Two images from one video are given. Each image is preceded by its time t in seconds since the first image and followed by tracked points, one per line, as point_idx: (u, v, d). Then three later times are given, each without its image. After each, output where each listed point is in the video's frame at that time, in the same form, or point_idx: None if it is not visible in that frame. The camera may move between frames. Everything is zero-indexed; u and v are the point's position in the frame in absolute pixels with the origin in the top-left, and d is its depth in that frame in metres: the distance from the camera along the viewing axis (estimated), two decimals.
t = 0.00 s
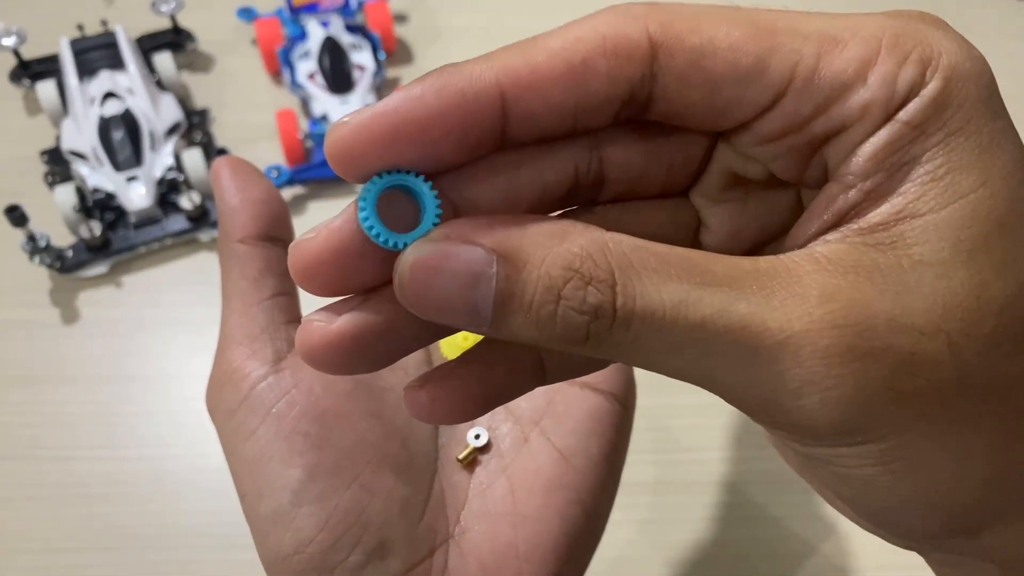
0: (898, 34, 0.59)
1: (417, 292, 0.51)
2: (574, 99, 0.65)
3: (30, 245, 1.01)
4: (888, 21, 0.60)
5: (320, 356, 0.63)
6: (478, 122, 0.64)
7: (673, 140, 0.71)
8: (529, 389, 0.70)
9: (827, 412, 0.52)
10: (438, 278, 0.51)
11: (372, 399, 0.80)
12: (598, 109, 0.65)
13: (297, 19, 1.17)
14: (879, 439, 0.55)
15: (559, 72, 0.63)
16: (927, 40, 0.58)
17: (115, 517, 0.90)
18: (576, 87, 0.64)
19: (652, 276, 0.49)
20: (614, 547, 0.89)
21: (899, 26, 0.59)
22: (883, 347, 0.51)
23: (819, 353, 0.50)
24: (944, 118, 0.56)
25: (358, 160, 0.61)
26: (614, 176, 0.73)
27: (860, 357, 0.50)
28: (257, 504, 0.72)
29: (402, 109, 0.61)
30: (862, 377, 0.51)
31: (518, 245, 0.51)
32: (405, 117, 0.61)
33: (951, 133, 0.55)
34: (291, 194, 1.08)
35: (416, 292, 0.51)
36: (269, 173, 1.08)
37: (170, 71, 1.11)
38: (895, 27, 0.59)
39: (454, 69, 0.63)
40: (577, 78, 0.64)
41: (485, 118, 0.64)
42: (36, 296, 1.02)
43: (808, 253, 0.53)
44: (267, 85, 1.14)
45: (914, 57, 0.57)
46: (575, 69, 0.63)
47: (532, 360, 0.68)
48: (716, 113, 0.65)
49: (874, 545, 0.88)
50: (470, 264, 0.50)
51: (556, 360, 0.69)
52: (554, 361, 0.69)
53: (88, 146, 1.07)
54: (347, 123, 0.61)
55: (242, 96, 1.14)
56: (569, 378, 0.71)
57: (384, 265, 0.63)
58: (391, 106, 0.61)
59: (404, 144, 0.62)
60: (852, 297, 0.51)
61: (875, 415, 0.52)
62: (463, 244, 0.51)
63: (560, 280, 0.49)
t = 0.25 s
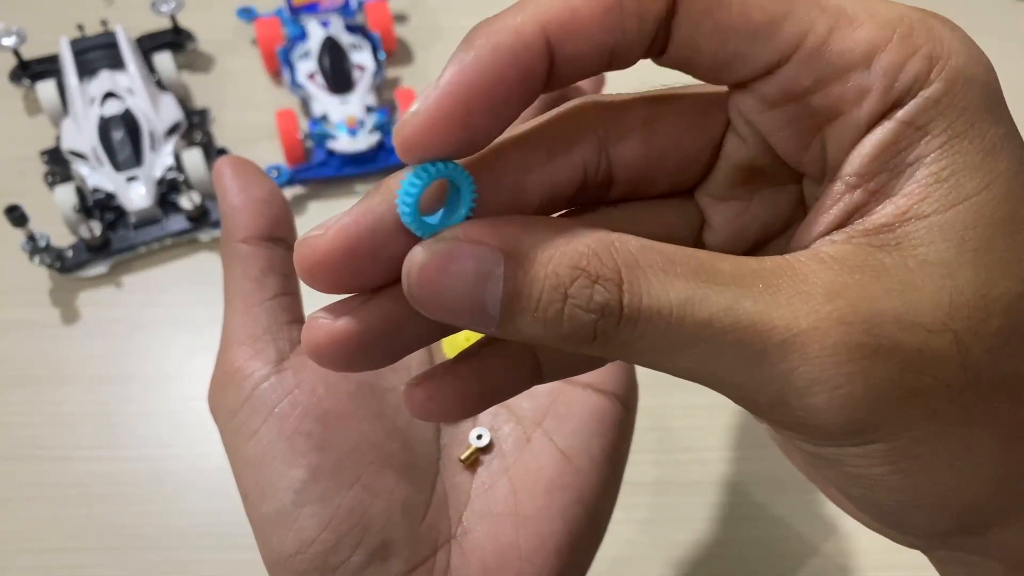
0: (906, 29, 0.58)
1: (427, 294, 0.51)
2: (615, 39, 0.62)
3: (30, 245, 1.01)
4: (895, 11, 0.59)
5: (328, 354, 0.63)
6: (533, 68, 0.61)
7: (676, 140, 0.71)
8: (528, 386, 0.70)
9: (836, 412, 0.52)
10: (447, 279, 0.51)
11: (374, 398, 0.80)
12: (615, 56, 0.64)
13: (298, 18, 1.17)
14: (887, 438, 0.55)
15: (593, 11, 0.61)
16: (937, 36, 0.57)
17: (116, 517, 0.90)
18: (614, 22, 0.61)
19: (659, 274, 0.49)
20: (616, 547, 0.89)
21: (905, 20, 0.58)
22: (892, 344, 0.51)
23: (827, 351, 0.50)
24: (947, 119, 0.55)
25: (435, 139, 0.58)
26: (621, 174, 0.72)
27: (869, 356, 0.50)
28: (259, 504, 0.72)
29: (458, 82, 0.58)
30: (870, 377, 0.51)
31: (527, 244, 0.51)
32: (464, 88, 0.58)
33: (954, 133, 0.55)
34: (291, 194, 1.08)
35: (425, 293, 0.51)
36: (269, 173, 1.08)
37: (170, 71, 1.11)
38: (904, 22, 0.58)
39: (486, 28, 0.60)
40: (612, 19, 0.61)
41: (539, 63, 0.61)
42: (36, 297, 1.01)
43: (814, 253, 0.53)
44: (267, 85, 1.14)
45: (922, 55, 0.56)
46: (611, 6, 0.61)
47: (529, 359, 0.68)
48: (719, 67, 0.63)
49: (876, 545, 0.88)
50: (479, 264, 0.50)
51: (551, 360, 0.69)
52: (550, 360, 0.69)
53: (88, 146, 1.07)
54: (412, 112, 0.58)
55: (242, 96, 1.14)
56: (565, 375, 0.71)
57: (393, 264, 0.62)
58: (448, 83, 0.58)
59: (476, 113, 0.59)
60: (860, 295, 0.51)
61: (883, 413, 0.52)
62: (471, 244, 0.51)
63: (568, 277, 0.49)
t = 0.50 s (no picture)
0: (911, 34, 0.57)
1: (430, 287, 0.51)
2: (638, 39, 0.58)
3: (30, 245, 1.01)
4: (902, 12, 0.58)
5: (323, 333, 0.64)
6: (557, 79, 0.56)
7: (677, 139, 0.71)
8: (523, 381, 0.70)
9: (831, 406, 0.52)
10: (450, 271, 0.50)
11: (374, 399, 0.80)
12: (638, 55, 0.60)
13: (298, 18, 1.18)
14: (882, 435, 0.54)
15: (610, 13, 0.57)
16: (942, 39, 0.57)
17: (116, 518, 0.90)
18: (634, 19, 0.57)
19: (657, 269, 0.50)
20: (616, 547, 0.89)
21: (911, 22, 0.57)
22: (884, 338, 0.51)
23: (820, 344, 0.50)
24: (947, 120, 0.56)
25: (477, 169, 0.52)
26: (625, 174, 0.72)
27: (863, 349, 0.50)
28: (259, 505, 0.72)
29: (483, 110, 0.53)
30: (863, 369, 0.51)
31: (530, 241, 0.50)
32: (492, 111, 0.53)
33: (954, 135, 0.55)
34: (291, 194, 1.08)
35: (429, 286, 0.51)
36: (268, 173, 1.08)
37: (170, 71, 1.11)
38: (912, 25, 0.57)
39: (496, 49, 0.55)
40: (631, 18, 0.57)
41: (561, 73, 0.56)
42: (36, 297, 1.01)
43: (810, 249, 0.53)
44: (267, 86, 1.14)
45: (928, 57, 0.56)
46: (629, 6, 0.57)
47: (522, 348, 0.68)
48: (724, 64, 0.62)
49: (876, 545, 0.88)
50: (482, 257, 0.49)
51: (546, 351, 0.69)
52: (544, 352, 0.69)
53: (88, 146, 1.07)
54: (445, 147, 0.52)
55: (242, 96, 1.14)
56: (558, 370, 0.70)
57: (387, 247, 0.62)
58: (474, 110, 0.53)
59: (508, 136, 0.54)
60: (854, 289, 0.51)
61: (878, 409, 0.52)
62: (476, 236, 0.50)
63: (569, 270, 0.49)
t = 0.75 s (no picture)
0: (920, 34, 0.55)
1: (430, 290, 0.51)
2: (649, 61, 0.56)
3: (30, 245, 1.01)
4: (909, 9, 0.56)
5: (329, 330, 0.63)
6: (566, 105, 0.53)
7: (676, 140, 0.72)
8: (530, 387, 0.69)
9: (825, 400, 0.52)
10: (449, 275, 0.50)
11: (372, 399, 0.80)
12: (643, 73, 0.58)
13: (298, 18, 1.18)
14: (877, 425, 0.54)
15: (624, 34, 0.54)
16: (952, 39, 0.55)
17: (115, 518, 0.90)
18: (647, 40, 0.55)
19: (653, 269, 0.50)
20: (614, 546, 0.89)
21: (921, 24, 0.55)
22: (876, 333, 0.50)
23: (814, 339, 0.50)
24: (951, 121, 0.54)
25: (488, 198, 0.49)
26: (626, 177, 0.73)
27: (856, 343, 0.50)
28: (257, 505, 0.72)
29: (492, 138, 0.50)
30: (855, 365, 0.50)
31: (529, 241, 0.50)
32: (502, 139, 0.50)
33: (956, 134, 0.54)
34: (291, 195, 1.08)
35: (428, 289, 0.51)
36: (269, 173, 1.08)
37: (170, 72, 1.11)
38: (922, 27, 0.55)
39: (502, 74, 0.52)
40: (644, 40, 0.55)
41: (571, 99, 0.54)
42: (36, 297, 1.02)
43: (805, 246, 0.53)
44: (267, 85, 1.14)
45: (938, 60, 0.54)
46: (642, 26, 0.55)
47: (528, 350, 0.67)
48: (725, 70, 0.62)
49: (876, 545, 0.87)
50: (480, 261, 0.49)
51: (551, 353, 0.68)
52: (550, 353, 0.68)
53: (88, 146, 1.07)
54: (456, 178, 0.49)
55: (241, 96, 1.14)
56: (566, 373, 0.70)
57: (391, 246, 0.62)
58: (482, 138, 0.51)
59: (518, 166, 0.51)
60: (847, 285, 0.51)
61: (872, 402, 0.52)
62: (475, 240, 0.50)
63: (568, 273, 0.49)
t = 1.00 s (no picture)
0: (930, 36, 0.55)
1: (432, 294, 0.51)
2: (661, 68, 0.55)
3: (30, 245, 1.01)
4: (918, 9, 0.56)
5: (340, 340, 0.64)
6: (574, 113, 0.53)
7: (682, 139, 0.72)
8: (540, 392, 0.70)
9: (831, 399, 0.51)
10: (452, 279, 0.50)
11: (373, 400, 0.80)
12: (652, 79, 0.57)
13: (299, 18, 1.18)
14: (883, 423, 0.54)
15: (636, 41, 0.54)
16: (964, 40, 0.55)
17: (116, 518, 0.90)
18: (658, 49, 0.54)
19: (662, 271, 0.50)
20: (616, 547, 0.89)
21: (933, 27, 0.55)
22: (885, 333, 0.50)
23: (822, 338, 0.50)
24: (961, 122, 0.54)
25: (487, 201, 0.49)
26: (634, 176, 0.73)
27: (864, 343, 0.50)
28: (259, 506, 0.72)
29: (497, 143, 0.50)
30: (864, 365, 0.50)
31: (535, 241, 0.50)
32: (507, 144, 0.50)
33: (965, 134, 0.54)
34: (291, 194, 1.08)
35: (430, 293, 0.51)
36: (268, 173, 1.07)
37: (170, 72, 1.11)
38: (934, 29, 0.55)
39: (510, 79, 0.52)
40: (655, 46, 0.54)
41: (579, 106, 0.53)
42: (36, 297, 1.01)
43: (813, 244, 0.53)
44: (267, 85, 1.14)
45: (951, 62, 0.54)
46: (655, 35, 0.54)
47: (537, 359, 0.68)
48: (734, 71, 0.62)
49: (877, 545, 0.87)
50: (482, 264, 0.49)
51: (561, 357, 0.69)
52: (559, 359, 0.69)
53: (88, 146, 1.07)
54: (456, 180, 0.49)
55: (242, 97, 1.14)
56: (575, 377, 0.70)
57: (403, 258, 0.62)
58: (486, 142, 0.50)
59: (521, 172, 0.51)
60: (856, 285, 0.50)
61: (879, 401, 0.52)
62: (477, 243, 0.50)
63: (573, 275, 0.49)
